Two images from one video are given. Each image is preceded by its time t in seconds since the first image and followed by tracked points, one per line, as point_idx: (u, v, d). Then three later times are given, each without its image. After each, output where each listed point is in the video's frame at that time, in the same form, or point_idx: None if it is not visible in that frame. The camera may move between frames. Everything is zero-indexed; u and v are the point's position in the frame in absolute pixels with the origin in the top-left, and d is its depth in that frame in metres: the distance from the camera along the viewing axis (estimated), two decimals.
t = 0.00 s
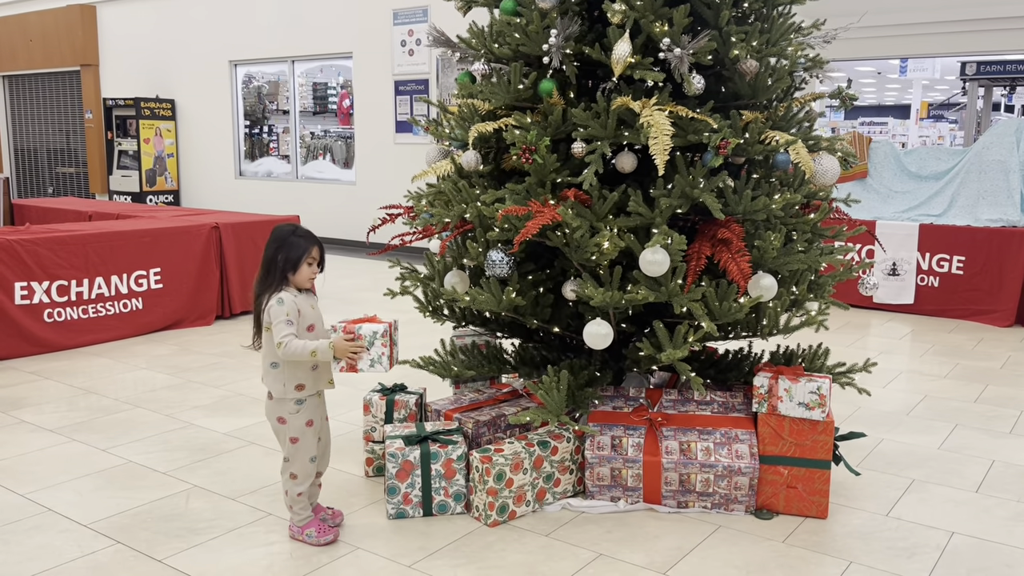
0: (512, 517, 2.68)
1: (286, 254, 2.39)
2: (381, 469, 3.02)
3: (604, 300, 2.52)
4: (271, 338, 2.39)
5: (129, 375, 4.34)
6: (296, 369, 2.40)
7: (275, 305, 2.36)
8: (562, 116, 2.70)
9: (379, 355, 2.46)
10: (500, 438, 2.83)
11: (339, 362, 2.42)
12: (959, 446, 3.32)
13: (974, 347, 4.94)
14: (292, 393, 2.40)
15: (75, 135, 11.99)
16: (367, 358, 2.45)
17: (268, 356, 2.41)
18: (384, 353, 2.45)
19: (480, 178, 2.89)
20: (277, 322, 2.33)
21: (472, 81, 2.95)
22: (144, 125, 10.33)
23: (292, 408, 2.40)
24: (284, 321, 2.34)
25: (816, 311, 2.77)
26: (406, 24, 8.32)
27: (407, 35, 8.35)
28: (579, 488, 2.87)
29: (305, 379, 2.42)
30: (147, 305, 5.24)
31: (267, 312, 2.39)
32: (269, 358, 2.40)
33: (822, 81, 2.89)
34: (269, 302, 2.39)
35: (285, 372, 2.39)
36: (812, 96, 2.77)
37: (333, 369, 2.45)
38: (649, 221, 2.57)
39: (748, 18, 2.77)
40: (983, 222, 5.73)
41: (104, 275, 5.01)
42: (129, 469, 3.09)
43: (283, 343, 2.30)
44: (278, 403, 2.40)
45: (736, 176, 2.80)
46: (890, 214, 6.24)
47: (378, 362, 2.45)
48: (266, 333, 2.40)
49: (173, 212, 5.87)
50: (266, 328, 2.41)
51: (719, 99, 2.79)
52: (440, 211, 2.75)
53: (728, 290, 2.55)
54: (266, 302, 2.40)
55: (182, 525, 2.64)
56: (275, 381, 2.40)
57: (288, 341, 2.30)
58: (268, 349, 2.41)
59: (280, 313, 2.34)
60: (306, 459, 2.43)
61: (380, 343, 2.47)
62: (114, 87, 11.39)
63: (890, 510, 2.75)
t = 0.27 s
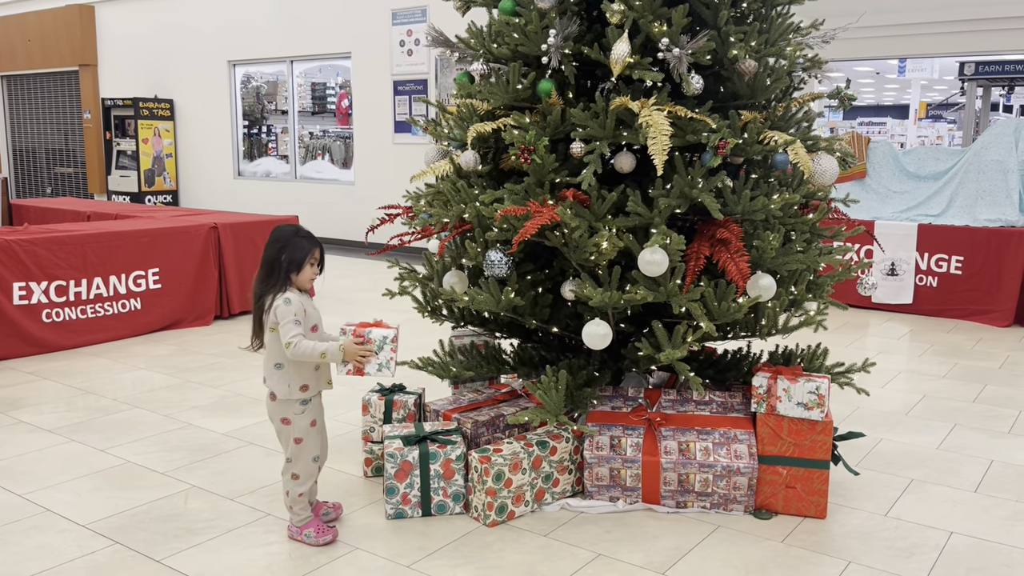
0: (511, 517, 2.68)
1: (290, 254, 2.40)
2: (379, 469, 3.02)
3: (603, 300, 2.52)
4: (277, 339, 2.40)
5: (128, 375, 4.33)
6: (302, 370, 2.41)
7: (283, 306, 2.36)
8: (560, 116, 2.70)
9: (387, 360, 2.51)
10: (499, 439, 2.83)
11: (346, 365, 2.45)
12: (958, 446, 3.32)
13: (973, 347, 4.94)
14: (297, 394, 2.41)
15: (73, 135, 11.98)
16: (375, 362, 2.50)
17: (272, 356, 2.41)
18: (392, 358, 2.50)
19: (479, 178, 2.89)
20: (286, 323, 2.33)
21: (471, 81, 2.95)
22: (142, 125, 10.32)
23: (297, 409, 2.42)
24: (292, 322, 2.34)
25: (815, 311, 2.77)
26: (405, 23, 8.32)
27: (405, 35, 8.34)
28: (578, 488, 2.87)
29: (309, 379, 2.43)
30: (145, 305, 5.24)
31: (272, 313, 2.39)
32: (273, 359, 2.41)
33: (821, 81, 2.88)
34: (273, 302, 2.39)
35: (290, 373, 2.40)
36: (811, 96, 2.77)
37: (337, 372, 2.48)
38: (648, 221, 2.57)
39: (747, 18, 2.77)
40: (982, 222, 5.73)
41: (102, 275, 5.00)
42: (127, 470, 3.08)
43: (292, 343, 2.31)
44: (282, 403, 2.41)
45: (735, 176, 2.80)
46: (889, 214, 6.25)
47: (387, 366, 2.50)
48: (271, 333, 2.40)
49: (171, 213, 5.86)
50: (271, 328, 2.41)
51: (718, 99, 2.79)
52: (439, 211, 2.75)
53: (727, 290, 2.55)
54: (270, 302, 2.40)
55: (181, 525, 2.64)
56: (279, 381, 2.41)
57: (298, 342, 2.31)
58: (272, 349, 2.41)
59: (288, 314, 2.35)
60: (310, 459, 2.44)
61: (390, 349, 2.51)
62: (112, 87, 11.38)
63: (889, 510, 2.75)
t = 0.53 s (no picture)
0: (509, 520, 2.67)
1: (309, 256, 2.43)
2: (377, 472, 3.01)
3: (600, 302, 2.52)
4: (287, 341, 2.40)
5: (125, 378, 4.32)
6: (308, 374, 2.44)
7: (303, 310, 2.38)
8: (558, 118, 2.70)
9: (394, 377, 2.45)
10: (497, 441, 2.82)
11: (352, 375, 2.52)
12: (956, 448, 3.32)
13: (970, 349, 4.94)
14: (300, 397, 2.43)
15: (70, 137, 11.97)
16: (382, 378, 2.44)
17: (280, 357, 2.42)
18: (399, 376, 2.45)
19: (477, 181, 2.89)
20: (304, 327, 2.35)
21: (469, 83, 2.95)
22: (140, 127, 10.32)
23: (298, 411, 2.43)
24: (311, 326, 2.37)
25: (813, 313, 2.77)
26: (403, 26, 8.32)
27: (403, 38, 8.35)
28: (576, 491, 2.86)
29: (313, 384, 2.46)
30: (142, 307, 5.23)
31: (287, 314, 2.40)
32: (281, 360, 2.41)
33: (819, 83, 2.88)
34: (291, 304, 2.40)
35: (296, 376, 2.42)
36: (808, 98, 2.77)
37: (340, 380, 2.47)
38: (646, 223, 2.56)
39: (744, 20, 2.77)
40: (979, 224, 5.75)
41: (99, 277, 4.99)
42: (124, 472, 3.07)
43: (310, 348, 2.35)
44: (282, 405, 2.42)
45: (733, 178, 2.80)
46: (886, 216, 6.27)
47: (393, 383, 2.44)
48: (283, 334, 2.40)
49: (168, 215, 5.86)
50: (282, 330, 2.41)
51: (715, 101, 2.79)
52: (437, 213, 2.75)
53: (724, 292, 2.55)
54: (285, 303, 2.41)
55: (178, 527, 2.63)
56: (284, 384, 2.42)
57: (315, 347, 2.35)
58: (280, 351, 2.41)
59: (307, 318, 2.37)
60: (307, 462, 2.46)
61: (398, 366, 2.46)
62: (110, 89, 11.37)
63: (887, 512, 2.75)
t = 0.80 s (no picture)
0: (505, 528, 2.67)
1: (333, 266, 2.43)
2: (373, 480, 3.01)
3: (596, 310, 2.52)
4: (299, 345, 2.41)
5: (120, 386, 4.31)
6: (315, 379, 2.46)
7: (323, 317, 2.40)
8: (554, 127, 2.70)
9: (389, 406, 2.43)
10: (492, 449, 2.82)
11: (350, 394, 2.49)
12: (951, 455, 3.32)
13: (965, 356, 4.95)
14: (305, 402, 2.44)
15: (66, 144, 11.96)
16: (379, 402, 2.43)
17: (290, 359, 2.43)
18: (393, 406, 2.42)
19: (473, 189, 2.89)
20: (318, 333, 2.37)
21: (465, 91, 2.96)
22: (136, 134, 10.32)
23: (302, 414, 2.44)
24: (325, 331, 2.39)
25: (808, 320, 2.78)
26: (399, 34, 8.34)
27: (399, 45, 8.36)
28: (572, 499, 2.86)
29: (318, 390, 2.48)
30: (138, 315, 5.22)
31: (304, 318, 2.41)
32: (291, 363, 2.42)
33: (814, 92, 2.89)
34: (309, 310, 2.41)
35: (304, 380, 2.43)
36: (802, 106, 2.79)
37: (334, 396, 2.44)
38: (641, 231, 2.57)
39: (738, 29, 2.78)
40: (974, 232, 5.74)
41: (95, 285, 4.99)
42: (119, 481, 3.07)
43: (323, 355, 2.37)
44: (287, 408, 2.42)
45: (728, 186, 2.81)
46: (881, 223, 6.25)
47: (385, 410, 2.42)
48: (296, 337, 2.41)
49: (164, 222, 5.85)
50: (298, 333, 2.41)
51: (710, 110, 2.79)
52: (433, 221, 2.76)
53: (720, 300, 2.56)
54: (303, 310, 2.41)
55: (173, 536, 2.62)
56: (292, 387, 2.43)
57: (327, 356, 2.37)
58: (291, 353, 2.42)
59: (323, 324, 2.39)
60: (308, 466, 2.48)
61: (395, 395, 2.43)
62: (106, 97, 11.37)
63: (883, 519, 2.75)
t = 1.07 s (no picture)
0: (498, 544, 2.66)
1: (345, 283, 2.49)
2: (366, 495, 3.00)
3: (589, 326, 2.53)
4: (310, 355, 2.43)
5: (113, 401, 4.30)
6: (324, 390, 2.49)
7: (338, 330, 2.44)
8: (547, 143, 2.72)
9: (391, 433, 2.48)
10: (486, 464, 2.82)
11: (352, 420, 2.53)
12: (944, 470, 3.33)
13: (958, 370, 4.97)
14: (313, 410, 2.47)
15: (61, 159, 11.96)
16: (379, 429, 2.48)
17: (299, 370, 2.44)
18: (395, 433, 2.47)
19: (466, 204, 2.90)
20: (333, 346, 2.40)
21: (458, 108, 2.98)
22: (131, 149, 10.33)
23: (309, 423, 2.47)
24: (339, 344, 2.42)
25: (800, 336, 2.78)
26: (394, 49, 8.38)
27: (394, 61, 8.40)
28: (566, 514, 2.86)
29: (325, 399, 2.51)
30: (131, 330, 5.21)
31: (317, 329, 2.43)
32: (301, 373, 2.44)
33: (805, 109, 2.90)
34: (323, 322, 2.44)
35: (313, 391, 2.46)
36: (794, 124, 2.80)
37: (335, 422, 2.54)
38: (634, 247, 2.58)
39: (730, 47, 2.80)
40: (965, 246, 5.80)
41: (88, 300, 4.98)
42: (111, 497, 3.05)
43: (337, 369, 2.40)
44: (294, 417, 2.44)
45: (720, 202, 2.82)
46: (873, 239, 6.29)
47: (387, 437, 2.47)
48: (307, 347, 2.43)
49: (159, 236, 5.85)
50: (310, 344, 2.44)
51: (702, 127, 2.81)
52: (427, 236, 2.77)
53: (712, 315, 2.56)
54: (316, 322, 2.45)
55: (165, 552, 2.61)
56: (301, 396, 2.45)
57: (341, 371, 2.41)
58: (301, 363, 2.44)
59: (336, 336, 2.42)
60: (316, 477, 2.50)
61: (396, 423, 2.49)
62: (101, 111, 11.38)
63: (876, 534, 2.75)
